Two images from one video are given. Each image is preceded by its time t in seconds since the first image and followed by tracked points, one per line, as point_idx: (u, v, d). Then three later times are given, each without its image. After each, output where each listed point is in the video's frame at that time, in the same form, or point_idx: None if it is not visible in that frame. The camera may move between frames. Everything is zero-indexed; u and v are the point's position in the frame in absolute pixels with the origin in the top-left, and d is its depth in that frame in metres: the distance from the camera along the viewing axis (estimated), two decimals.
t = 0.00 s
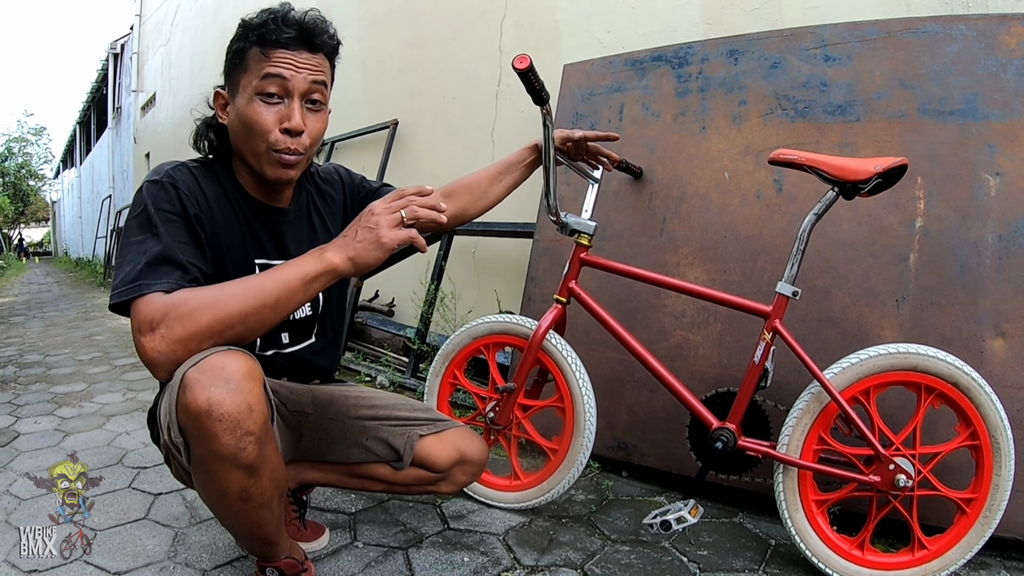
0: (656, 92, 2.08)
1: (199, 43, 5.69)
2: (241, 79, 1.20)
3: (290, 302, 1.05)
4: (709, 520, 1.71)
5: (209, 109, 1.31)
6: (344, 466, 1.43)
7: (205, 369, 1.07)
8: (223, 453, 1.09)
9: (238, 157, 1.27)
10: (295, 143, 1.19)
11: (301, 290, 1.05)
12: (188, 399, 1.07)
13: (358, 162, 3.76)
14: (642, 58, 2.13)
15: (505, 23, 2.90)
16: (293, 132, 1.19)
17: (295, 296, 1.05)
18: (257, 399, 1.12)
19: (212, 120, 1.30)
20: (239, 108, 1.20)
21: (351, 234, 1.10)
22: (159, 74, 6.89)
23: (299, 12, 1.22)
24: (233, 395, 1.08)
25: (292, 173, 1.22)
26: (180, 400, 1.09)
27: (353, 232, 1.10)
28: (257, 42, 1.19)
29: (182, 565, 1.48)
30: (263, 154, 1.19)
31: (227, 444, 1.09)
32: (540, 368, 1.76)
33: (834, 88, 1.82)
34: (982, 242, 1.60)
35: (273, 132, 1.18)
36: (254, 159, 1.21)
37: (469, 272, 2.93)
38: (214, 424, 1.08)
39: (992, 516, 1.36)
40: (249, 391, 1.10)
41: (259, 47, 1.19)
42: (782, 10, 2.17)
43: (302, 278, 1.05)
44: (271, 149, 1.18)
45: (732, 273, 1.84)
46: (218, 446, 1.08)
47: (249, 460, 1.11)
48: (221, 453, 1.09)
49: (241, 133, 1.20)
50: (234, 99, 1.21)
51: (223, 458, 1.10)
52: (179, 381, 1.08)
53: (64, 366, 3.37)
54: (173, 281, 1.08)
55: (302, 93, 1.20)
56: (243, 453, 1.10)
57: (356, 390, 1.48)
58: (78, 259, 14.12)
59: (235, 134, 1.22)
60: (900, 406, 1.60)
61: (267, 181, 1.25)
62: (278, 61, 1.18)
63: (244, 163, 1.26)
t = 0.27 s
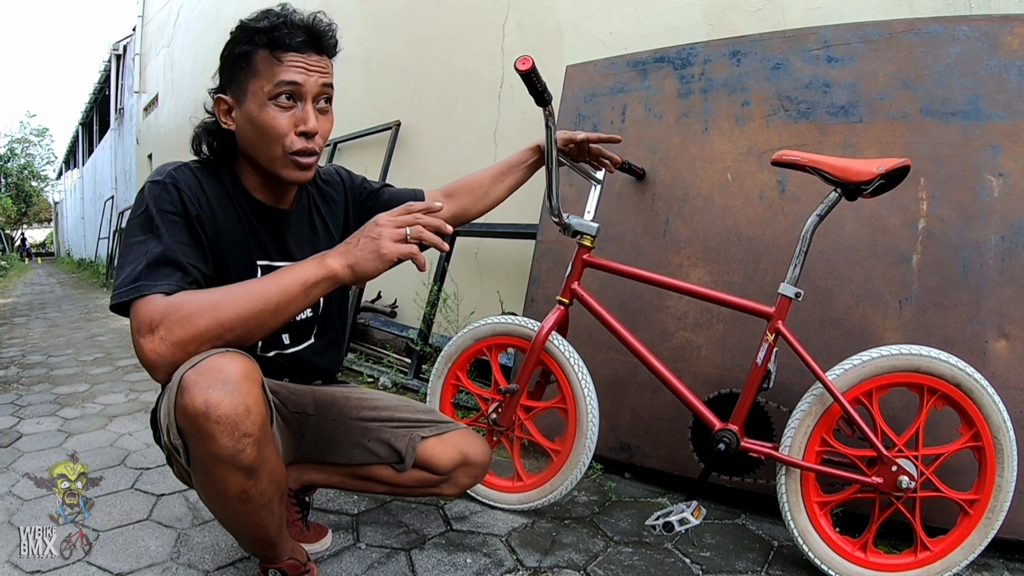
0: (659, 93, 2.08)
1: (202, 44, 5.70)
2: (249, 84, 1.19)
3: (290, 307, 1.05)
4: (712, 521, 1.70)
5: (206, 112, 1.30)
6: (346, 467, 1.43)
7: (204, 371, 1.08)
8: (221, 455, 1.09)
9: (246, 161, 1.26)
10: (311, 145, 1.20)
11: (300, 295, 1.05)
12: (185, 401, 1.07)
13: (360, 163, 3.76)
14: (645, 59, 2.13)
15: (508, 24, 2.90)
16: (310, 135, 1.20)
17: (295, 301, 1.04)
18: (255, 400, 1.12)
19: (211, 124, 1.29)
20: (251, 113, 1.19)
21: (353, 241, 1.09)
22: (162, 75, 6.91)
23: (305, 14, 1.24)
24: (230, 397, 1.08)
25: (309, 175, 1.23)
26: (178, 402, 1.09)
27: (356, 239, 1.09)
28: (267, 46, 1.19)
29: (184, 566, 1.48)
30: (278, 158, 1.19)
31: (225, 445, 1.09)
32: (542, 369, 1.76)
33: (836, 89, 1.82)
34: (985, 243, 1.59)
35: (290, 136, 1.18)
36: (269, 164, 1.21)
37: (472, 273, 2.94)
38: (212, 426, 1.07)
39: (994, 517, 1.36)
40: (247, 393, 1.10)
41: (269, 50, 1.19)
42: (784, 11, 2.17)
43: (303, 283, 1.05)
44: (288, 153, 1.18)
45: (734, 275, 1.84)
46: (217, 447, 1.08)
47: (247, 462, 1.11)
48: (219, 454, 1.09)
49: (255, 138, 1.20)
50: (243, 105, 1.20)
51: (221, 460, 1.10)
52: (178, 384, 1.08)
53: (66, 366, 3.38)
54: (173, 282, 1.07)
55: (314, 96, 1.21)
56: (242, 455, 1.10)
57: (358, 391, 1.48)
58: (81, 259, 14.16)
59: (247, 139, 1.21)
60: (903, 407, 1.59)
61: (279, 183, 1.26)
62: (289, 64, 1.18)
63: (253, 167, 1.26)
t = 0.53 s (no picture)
0: (659, 95, 2.09)
1: (203, 46, 5.71)
2: (248, 89, 1.20)
3: (292, 309, 1.06)
4: (712, 523, 1.71)
5: (205, 116, 1.31)
6: (347, 469, 1.43)
7: (207, 374, 1.09)
8: (224, 457, 1.09)
9: (246, 166, 1.27)
10: (311, 148, 1.20)
11: (302, 297, 1.06)
12: (189, 403, 1.08)
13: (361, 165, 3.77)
14: (646, 61, 2.14)
15: (508, 26, 2.91)
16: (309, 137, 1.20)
17: (296, 303, 1.05)
18: (258, 403, 1.12)
19: (210, 129, 1.30)
20: (249, 118, 1.20)
21: (353, 241, 1.09)
22: (163, 77, 6.93)
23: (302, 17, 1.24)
24: (233, 399, 1.08)
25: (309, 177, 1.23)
26: (181, 405, 1.09)
27: (357, 240, 1.09)
28: (263, 49, 1.19)
29: (186, 568, 1.49)
30: (278, 162, 1.20)
31: (228, 448, 1.09)
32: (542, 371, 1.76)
33: (837, 91, 1.82)
34: (985, 245, 1.60)
35: (289, 139, 1.18)
36: (269, 168, 1.21)
37: (472, 274, 2.94)
38: (215, 428, 1.08)
39: (994, 519, 1.36)
40: (250, 396, 1.11)
41: (266, 54, 1.19)
42: (785, 13, 2.17)
43: (304, 285, 1.05)
44: (287, 157, 1.19)
45: (735, 277, 1.84)
46: (220, 450, 1.09)
47: (250, 464, 1.11)
48: (222, 457, 1.09)
49: (254, 142, 1.20)
50: (241, 109, 1.21)
51: (224, 463, 1.10)
52: (181, 387, 1.09)
53: (68, 368, 3.38)
54: (175, 285, 1.08)
55: (312, 99, 1.21)
56: (245, 457, 1.10)
57: (359, 393, 1.48)
58: (83, 261, 14.19)
59: (246, 143, 1.22)
60: (904, 410, 1.59)
61: (279, 187, 1.26)
62: (286, 67, 1.19)
63: (253, 171, 1.26)
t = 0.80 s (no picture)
0: (659, 95, 2.09)
1: (202, 47, 5.71)
2: (248, 89, 1.20)
3: (294, 309, 1.05)
4: (713, 523, 1.71)
5: (205, 116, 1.31)
6: (348, 470, 1.43)
7: (209, 374, 1.09)
8: (227, 458, 1.09)
9: (246, 167, 1.27)
10: (310, 148, 1.21)
11: (304, 296, 1.05)
12: (191, 404, 1.08)
13: (361, 165, 3.77)
14: (645, 61, 2.14)
15: (508, 27, 2.91)
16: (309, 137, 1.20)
17: (299, 303, 1.05)
18: (260, 404, 1.12)
19: (210, 130, 1.30)
20: (250, 118, 1.20)
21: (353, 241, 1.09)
22: (163, 78, 6.93)
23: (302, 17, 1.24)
24: (236, 400, 1.08)
25: (309, 177, 1.24)
26: (183, 406, 1.09)
27: (358, 239, 1.09)
28: (264, 50, 1.19)
29: (186, 568, 1.48)
30: (277, 162, 1.20)
31: (231, 449, 1.09)
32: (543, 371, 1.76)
33: (836, 91, 1.82)
34: (984, 244, 1.60)
35: (289, 139, 1.19)
36: (268, 168, 1.22)
37: (473, 275, 2.94)
38: (218, 429, 1.08)
39: (995, 518, 1.36)
40: (252, 397, 1.11)
41: (266, 55, 1.19)
42: (784, 13, 2.17)
43: (306, 285, 1.05)
44: (287, 157, 1.19)
45: (735, 276, 1.84)
46: (222, 450, 1.09)
47: (252, 465, 1.11)
48: (225, 457, 1.09)
49: (254, 143, 1.20)
50: (242, 110, 1.21)
51: (227, 463, 1.10)
52: (182, 387, 1.09)
53: (68, 369, 3.38)
54: (176, 285, 1.08)
55: (312, 99, 1.21)
56: (247, 458, 1.10)
57: (359, 394, 1.48)
58: (83, 262, 14.20)
59: (246, 144, 1.21)
60: (904, 409, 1.59)
61: (279, 187, 1.27)
62: (286, 67, 1.19)
63: (253, 171, 1.27)
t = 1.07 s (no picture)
0: (661, 97, 2.09)
1: (202, 48, 5.71)
2: (248, 88, 1.20)
3: (292, 302, 1.08)
4: (716, 524, 1.71)
5: (210, 121, 1.32)
6: (352, 473, 1.43)
7: (215, 377, 1.09)
8: (232, 460, 1.10)
9: (249, 168, 1.27)
10: (310, 145, 1.20)
11: (301, 288, 1.09)
12: (197, 407, 1.08)
13: (362, 167, 3.77)
14: (646, 63, 2.14)
15: (509, 28, 2.91)
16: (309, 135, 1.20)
17: (297, 295, 1.07)
18: (266, 406, 1.12)
19: (215, 134, 1.30)
20: (249, 117, 1.20)
21: (336, 230, 1.15)
22: (162, 80, 6.93)
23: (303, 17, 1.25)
24: (242, 402, 1.09)
25: (310, 176, 1.23)
26: (189, 408, 1.09)
27: (340, 225, 1.15)
28: (262, 49, 1.20)
29: (189, 572, 1.48)
30: (277, 160, 1.19)
31: (237, 451, 1.09)
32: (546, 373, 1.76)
33: (838, 93, 1.83)
34: (985, 245, 1.60)
35: (288, 135, 1.18)
36: (268, 167, 1.21)
37: (474, 277, 2.95)
38: (224, 431, 1.08)
39: (997, 519, 1.36)
40: (258, 399, 1.11)
41: (265, 53, 1.20)
42: (785, 15, 2.18)
43: (303, 277, 1.09)
44: (287, 154, 1.19)
45: (737, 278, 1.84)
46: (228, 452, 1.09)
47: (258, 467, 1.11)
48: (231, 459, 1.10)
49: (254, 141, 1.20)
50: (241, 109, 1.21)
51: (232, 465, 1.10)
52: (188, 389, 1.09)
53: (69, 371, 3.39)
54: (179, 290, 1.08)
55: (312, 98, 1.21)
56: (253, 460, 1.10)
57: (363, 397, 1.49)
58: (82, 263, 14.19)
59: (247, 143, 1.22)
60: (906, 410, 1.60)
61: (281, 188, 1.26)
62: (284, 64, 1.19)
63: (255, 172, 1.26)
